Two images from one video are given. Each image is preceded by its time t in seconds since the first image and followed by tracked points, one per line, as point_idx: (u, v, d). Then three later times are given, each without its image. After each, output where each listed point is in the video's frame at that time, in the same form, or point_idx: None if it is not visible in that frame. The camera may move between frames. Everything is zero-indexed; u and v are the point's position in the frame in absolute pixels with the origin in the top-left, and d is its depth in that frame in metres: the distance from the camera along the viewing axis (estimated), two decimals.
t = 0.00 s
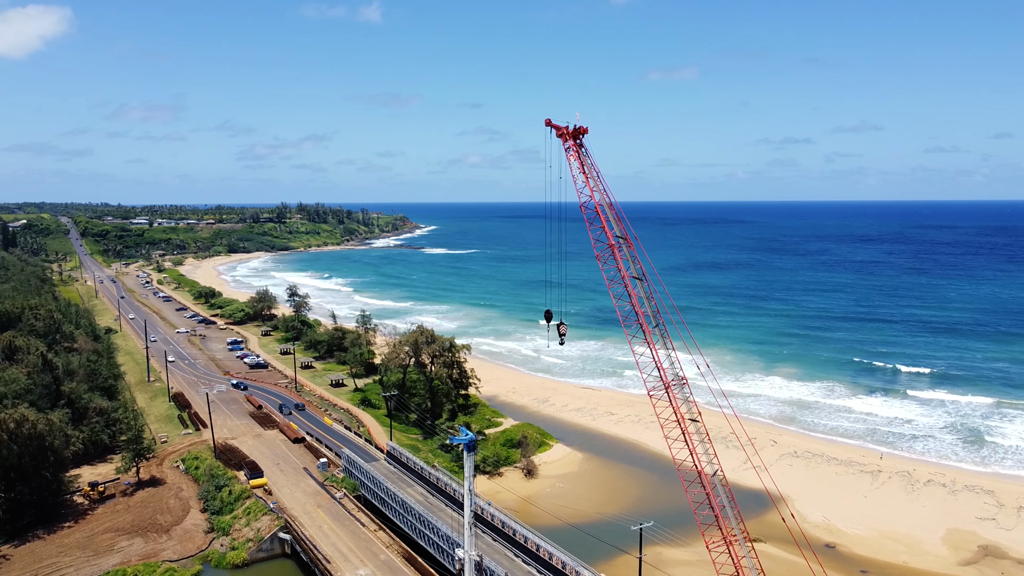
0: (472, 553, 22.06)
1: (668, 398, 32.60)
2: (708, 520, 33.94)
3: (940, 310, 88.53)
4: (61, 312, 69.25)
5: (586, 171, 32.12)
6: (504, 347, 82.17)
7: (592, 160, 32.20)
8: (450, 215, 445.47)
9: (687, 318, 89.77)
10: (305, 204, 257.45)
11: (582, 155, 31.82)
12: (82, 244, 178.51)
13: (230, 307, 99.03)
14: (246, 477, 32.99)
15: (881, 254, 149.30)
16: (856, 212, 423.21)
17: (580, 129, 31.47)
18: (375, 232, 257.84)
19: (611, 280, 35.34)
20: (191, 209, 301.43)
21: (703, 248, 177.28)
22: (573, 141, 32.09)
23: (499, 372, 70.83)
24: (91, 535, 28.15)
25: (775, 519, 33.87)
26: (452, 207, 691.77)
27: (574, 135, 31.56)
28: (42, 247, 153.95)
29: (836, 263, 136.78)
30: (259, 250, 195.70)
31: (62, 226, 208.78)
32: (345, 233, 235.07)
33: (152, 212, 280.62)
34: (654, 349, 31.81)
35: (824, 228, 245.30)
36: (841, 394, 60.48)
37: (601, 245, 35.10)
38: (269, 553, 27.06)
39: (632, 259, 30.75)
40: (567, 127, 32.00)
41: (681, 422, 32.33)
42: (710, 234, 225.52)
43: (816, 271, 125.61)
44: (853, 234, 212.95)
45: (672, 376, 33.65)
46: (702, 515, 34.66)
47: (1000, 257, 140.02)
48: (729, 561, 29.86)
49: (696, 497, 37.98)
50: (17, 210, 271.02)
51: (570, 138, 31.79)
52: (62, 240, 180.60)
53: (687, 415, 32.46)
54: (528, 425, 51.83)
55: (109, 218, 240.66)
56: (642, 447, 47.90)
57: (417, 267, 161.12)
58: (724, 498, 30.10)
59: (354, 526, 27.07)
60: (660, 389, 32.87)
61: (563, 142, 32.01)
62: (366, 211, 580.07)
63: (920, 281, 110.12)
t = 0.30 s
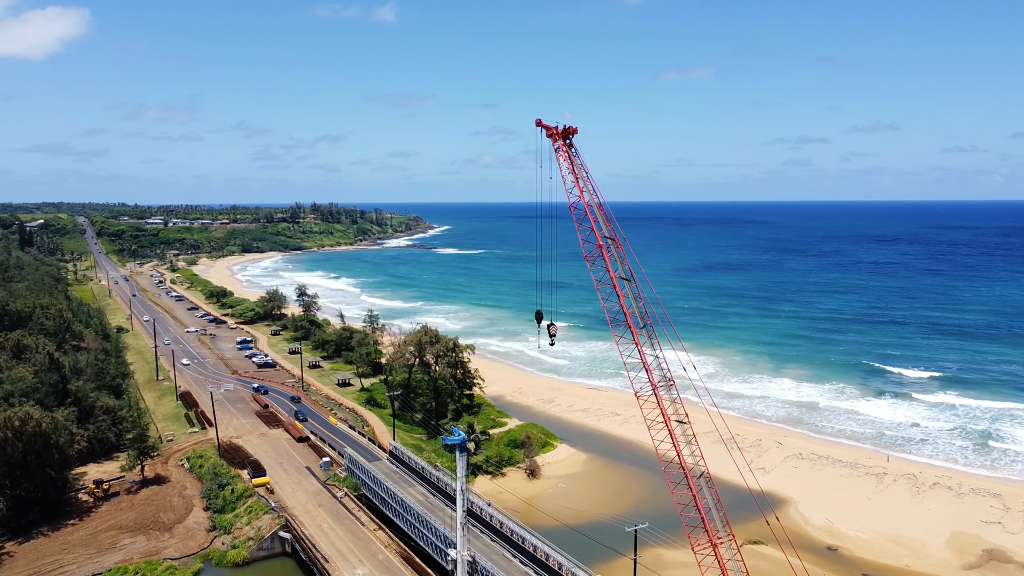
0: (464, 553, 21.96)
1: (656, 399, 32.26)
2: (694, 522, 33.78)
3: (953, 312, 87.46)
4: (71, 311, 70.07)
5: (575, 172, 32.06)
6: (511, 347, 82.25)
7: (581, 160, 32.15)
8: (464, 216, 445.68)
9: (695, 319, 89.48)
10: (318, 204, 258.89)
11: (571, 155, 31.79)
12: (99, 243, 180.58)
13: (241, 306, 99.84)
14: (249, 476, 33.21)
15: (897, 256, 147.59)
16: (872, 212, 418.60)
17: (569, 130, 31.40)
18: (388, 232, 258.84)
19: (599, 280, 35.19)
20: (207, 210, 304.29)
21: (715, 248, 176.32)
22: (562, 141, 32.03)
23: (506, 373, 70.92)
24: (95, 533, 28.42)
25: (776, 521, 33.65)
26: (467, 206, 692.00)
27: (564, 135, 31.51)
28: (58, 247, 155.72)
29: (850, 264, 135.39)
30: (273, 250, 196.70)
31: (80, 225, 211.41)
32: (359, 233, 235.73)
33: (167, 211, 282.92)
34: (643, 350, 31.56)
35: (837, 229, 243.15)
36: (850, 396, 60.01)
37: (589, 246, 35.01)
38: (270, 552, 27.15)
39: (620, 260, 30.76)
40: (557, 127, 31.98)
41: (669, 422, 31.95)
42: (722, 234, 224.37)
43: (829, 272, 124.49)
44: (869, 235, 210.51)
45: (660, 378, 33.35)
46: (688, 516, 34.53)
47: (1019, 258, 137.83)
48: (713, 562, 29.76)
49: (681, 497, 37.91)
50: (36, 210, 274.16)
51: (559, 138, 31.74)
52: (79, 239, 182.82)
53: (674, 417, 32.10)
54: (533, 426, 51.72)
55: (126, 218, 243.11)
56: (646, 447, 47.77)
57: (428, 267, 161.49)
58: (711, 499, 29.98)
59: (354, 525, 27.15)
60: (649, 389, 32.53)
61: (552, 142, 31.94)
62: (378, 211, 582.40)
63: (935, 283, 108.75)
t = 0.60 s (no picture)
0: (457, 553, 21.93)
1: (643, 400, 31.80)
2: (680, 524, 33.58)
3: (967, 315, 86.37)
4: (81, 310, 70.83)
5: (565, 172, 31.88)
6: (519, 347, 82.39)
7: (571, 161, 31.95)
8: (476, 216, 446.37)
9: (703, 321, 89.13)
10: (331, 204, 260.13)
11: (561, 156, 31.57)
12: (114, 243, 182.52)
13: (251, 306, 100.74)
14: (251, 474, 33.41)
15: (912, 257, 145.85)
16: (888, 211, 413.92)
17: (560, 130, 31.16)
18: (401, 232, 259.47)
19: (587, 280, 34.97)
20: (222, 211, 306.65)
21: (726, 249, 175.24)
22: (553, 142, 31.82)
23: (513, 373, 71.02)
24: (98, 530, 28.68)
25: (778, 523, 33.43)
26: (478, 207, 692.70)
27: (554, 136, 31.29)
28: (74, 246, 157.52)
29: (863, 265, 134.02)
30: (286, 250, 197.89)
31: (96, 225, 213.82)
32: (370, 233, 236.46)
33: (181, 212, 285.39)
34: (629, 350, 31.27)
35: (850, 229, 241.09)
36: (859, 398, 59.58)
37: (579, 247, 34.81)
38: (270, 551, 27.23)
39: (609, 261, 30.53)
40: (547, 128, 31.80)
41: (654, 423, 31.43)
42: (733, 235, 223.23)
43: (841, 274, 123.32)
44: (884, 236, 207.95)
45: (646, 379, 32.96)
46: (674, 517, 34.32)
47: None
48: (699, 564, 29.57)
49: (669, 500, 37.67)
50: (54, 211, 277.31)
51: (550, 139, 31.53)
52: (95, 239, 184.94)
53: (660, 417, 31.58)
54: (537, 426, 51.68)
55: (141, 218, 245.50)
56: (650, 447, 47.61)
57: (438, 267, 161.81)
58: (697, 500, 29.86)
59: (354, 524, 27.23)
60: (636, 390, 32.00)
61: (543, 143, 31.73)
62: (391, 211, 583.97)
63: (949, 285, 107.33)
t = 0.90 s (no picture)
0: (450, 554, 21.85)
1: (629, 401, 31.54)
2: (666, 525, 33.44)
3: (981, 318, 85.21)
4: (92, 309, 71.61)
5: (554, 172, 31.86)
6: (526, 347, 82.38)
7: (561, 161, 31.90)
8: (487, 216, 446.55)
9: (713, 323, 88.65)
10: (343, 203, 261.28)
11: (551, 156, 31.51)
12: (129, 242, 184.29)
13: (261, 305, 101.49)
14: (254, 473, 33.60)
15: (927, 258, 143.99)
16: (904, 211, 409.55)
17: (550, 130, 31.09)
18: (413, 231, 260.16)
19: (576, 280, 34.93)
20: (236, 210, 308.84)
21: (738, 249, 174.04)
22: (542, 141, 31.75)
23: (520, 372, 71.02)
24: (101, 527, 28.89)
25: (780, 525, 33.20)
26: (488, 207, 692.85)
27: (544, 135, 31.21)
28: (89, 245, 159.30)
29: (878, 266, 132.51)
30: (299, 249, 198.97)
31: (113, 225, 216.32)
32: (383, 233, 236.90)
33: (196, 212, 287.91)
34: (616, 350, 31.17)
35: (864, 229, 238.62)
36: (868, 400, 59.11)
37: (568, 246, 34.78)
38: (271, 549, 27.36)
39: (597, 261, 30.52)
40: (537, 128, 31.70)
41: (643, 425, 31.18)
42: (745, 236, 221.76)
43: (854, 275, 122.09)
44: (900, 236, 205.57)
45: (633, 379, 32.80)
46: (659, 518, 34.15)
47: None
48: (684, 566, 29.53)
49: (654, 501, 37.54)
50: (72, 211, 280.43)
51: (540, 138, 31.46)
52: (111, 238, 186.85)
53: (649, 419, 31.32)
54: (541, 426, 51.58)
55: (156, 217, 247.92)
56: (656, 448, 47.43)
57: (448, 267, 162.13)
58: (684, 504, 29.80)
59: (354, 523, 27.31)
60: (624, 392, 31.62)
61: (532, 142, 31.68)
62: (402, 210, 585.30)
63: (964, 287, 105.90)
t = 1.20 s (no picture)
0: (443, 554, 21.76)
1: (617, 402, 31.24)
2: (651, 526, 33.18)
3: (995, 320, 84.19)
4: (102, 308, 72.37)
5: (545, 173, 31.75)
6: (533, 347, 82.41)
7: (552, 161, 31.82)
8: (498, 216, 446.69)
9: (722, 324, 88.22)
10: (356, 203, 262.28)
11: (541, 156, 31.41)
12: (143, 241, 185.99)
13: (271, 304, 102.16)
14: (257, 472, 33.79)
15: (942, 259, 142.40)
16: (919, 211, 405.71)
17: (541, 130, 30.97)
18: (424, 231, 260.76)
19: (564, 280, 34.84)
20: (250, 210, 310.91)
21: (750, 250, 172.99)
22: (533, 142, 31.64)
23: (528, 373, 70.98)
24: (105, 525, 29.16)
25: (783, 527, 32.95)
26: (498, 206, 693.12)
27: (535, 135, 31.12)
28: (105, 245, 160.97)
29: (891, 268, 131.20)
30: (311, 249, 200.07)
31: (129, 224, 218.50)
32: (399, 233, 236.28)
33: (210, 211, 289.94)
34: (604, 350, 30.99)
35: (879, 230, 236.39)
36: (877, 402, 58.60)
37: (557, 246, 34.66)
38: (271, 548, 27.45)
39: (585, 262, 30.45)
40: (528, 127, 31.62)
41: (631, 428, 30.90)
42: (757, 236, 220.50)
43: (866, 276, 120.98)
44: (915, 237, 203.43)
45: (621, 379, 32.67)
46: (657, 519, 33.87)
47: None
48: (670, 567, 29.39)
49: (640, 502, 37.13)
50: (88, 211, 282.03)
51: (531, 138, 31.35)
52: (126, 237, 188.65)
53: (636, 421, 31.06)
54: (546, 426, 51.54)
55: (171, 217, 249.91)
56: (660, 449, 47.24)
57: (459, 266, 162.38)
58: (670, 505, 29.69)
59: (354, 522, 27.38)
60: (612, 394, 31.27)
61: (523, 142, 31.55)
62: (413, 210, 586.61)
63: (979, 289, 104.66)
